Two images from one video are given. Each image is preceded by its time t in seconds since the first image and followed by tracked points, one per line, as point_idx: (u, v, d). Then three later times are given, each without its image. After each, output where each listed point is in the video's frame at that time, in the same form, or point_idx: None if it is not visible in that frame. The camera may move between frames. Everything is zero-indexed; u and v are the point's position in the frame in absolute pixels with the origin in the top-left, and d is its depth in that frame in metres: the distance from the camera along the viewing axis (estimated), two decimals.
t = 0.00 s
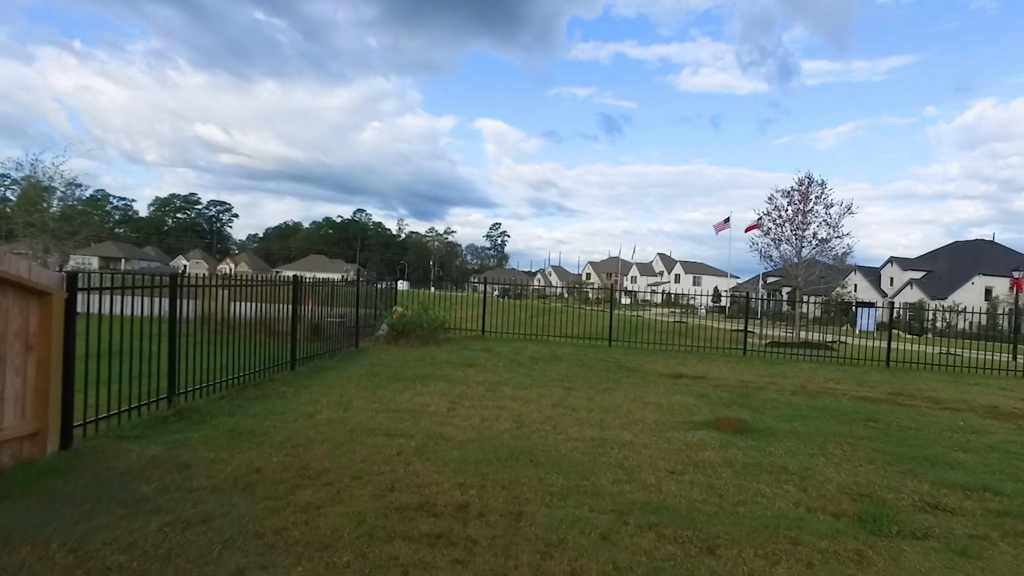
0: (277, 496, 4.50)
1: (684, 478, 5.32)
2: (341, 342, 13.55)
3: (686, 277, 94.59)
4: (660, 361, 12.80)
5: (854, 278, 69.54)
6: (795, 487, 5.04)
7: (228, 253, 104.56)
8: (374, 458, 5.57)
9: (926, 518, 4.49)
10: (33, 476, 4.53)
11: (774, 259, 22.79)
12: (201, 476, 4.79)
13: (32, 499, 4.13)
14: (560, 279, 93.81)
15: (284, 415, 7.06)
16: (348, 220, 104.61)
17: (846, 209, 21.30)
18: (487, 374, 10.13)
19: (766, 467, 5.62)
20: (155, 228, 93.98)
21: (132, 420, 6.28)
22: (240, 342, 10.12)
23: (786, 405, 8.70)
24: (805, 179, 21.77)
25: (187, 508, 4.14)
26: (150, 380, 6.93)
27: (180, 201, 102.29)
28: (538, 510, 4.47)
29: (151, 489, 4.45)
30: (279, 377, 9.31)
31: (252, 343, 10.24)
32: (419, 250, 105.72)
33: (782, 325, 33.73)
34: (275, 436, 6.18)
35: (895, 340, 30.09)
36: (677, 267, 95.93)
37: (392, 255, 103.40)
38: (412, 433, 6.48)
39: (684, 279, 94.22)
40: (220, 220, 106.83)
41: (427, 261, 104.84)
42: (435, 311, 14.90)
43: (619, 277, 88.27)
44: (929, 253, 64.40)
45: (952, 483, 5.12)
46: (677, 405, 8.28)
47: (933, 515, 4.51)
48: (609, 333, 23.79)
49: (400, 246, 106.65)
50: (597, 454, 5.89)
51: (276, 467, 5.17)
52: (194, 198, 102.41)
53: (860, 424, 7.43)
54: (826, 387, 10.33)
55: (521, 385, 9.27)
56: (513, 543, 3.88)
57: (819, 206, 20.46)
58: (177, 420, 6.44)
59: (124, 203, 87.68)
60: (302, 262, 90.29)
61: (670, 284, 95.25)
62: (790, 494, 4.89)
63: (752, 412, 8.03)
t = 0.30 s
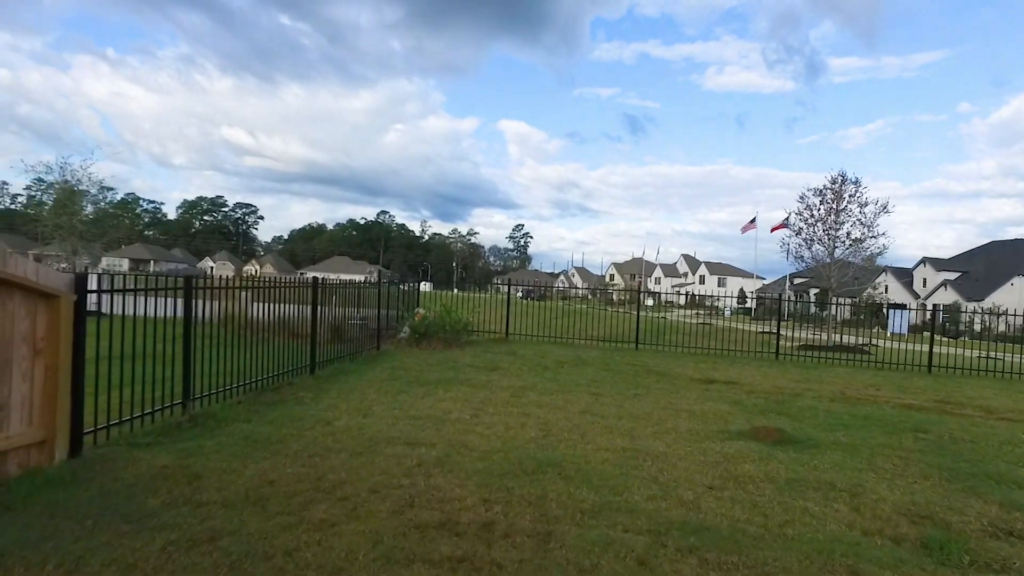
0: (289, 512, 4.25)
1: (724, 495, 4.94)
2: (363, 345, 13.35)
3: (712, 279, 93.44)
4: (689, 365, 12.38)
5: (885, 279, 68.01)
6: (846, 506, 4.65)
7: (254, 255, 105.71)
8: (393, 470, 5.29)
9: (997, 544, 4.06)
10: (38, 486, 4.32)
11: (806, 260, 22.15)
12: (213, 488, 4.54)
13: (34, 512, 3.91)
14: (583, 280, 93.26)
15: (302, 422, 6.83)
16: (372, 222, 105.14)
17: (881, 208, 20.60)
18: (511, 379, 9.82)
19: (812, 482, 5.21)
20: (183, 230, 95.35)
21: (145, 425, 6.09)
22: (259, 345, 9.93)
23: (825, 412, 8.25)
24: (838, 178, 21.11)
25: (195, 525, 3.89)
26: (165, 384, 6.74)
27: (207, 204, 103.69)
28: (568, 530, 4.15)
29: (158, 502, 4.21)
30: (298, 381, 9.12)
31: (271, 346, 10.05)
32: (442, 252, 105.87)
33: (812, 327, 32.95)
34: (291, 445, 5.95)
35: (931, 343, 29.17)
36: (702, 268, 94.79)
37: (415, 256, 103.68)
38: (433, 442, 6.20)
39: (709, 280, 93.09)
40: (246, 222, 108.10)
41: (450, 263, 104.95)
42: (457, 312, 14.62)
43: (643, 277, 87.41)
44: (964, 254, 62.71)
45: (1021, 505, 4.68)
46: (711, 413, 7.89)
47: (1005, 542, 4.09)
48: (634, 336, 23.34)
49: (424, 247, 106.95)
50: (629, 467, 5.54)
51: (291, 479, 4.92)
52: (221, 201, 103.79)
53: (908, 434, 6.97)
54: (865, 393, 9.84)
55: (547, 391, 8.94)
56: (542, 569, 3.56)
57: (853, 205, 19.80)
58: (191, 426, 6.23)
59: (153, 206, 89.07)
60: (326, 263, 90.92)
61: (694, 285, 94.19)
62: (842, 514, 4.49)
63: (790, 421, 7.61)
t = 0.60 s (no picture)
0: (283, 532, 3.91)
1: (755, 513, 4.55)
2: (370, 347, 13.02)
3: (725, 280, 92.75)
4: (707, 369, 11.96)
5: (902, 280, 67.10)
6: (891, 527, 4.24)
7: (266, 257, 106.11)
8: (398, 484, 4.95)
9: None
10: (13, 501, 3.99)
11: (825, 260, 21.64)
12: (203, 505, 4.22)
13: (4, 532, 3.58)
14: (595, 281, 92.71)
15: (303, 431, 6.51)
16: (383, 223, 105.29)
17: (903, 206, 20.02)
18: (523, 383, 9.48)
19: (851, 499, 4.80)
20: (196, 231, 96.53)
21: (137, 434, 5.78)
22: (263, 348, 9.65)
23: (855, 419, 7.80)
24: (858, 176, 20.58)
25: (178, 548, 3.55)
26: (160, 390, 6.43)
27: (220, 206, 104.30)
28: (587, 554, 3.78)
29: (143, 520, 3.87)
30: (303, 386, 8.81)
31: (275, 349, 9.77)
32: (453, 253, 105.73)
33: (829, 329, 32.36)
34: (291, 455, 5.63)
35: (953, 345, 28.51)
36: (715, 270, 94.13)
37: (427, 258, 103.59)
38: (441, 452, 5.85)
39: (722, 281, 92.43)
40: (259, 224, 108.62)
41: (461, 265, 104.85)
42: (468, 314, 14.27)
43: (656, 278, 86.74)
44: (983, 254, 61.73)
45: None
46: (735, 421, 7.47)
47: None
48: (647, 338, 22.93)
49: (435, 249, 107.01)
50: (651, 481, 5.16)
51: (288, 494, 4.58)
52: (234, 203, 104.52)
53: (948, 444, 6.52)
54: (895, 399, 9.37)
55: (561, 396, 8.57)
56: None
57: (874, 204, 19.26)
58: (187, 435, 5.92)
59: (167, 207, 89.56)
60: (338, 265, 90.98)
61: (707, 287, 93.51)
62: (888, 537, 4.09)
63: (819, 429, 7.20)
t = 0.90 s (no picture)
0: (260, 556, 3.58)
1: (772, 531, 4.22)
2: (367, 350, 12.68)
3: (727, 281, 92.45)
4: (713, 372, 11.64)
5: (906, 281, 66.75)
6: (922, 549, 3.91)
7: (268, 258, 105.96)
8: (389, 499, 4.62)
9: None
10: None
11: (832, 261, 21.29)
12: (175, 524, 3.89)
13: None
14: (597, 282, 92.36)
15: (292, 440, 6.18)
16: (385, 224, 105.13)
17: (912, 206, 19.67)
18: (523, 388, 9.15)
19: (877, 515, 4.46)
20: (197, 232, 96.43)
21: (113, 444, 5.46)
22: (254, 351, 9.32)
23: (871, 426, 7.45)
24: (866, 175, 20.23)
25: None
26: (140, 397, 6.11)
27: (222, 207, 104.20)
28: None
29: (107, 543, 3.55)
30: (295, 391, 8.49)
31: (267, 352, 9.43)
32: (455, 254, 105.52)
33: (834, 331, 32.03)
34: (276, 466, 5.31)
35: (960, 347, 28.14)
36: (717, 271, 93.84)
37: (428, 259, 103.33)
38: (436, 463, 5.52)
39: (724, 282, 92.12)
40: (261, 225, 108.51)
41: (463, 266, 104.62)
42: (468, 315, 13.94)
43: (658, 279, 86.40)
44: (987, 255, 61.38)
45: None
46: (746, 428, 7.13)
47: None
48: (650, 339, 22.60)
49: (437, 250, 106.83)
50: (659, 496, 4.83)
51: (269, 512, 4.25)
52: (236, 204, 104.49)
53: (972, 454, 6.17)
54: (910, 404, 9.02)
55: (563, 402, 8.25)
56: None
57: (882, 203, 18.91)
58: (167, 445, 5.60)
59: (169, 209, 89.52)
60: (339, 266, 90.72)
61: (710, 288, 93.20)
62: (919, 561, 3.75)
63: (834, 437, 6.86)
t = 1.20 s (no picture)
0: None
1: (790, 556, 3.84)
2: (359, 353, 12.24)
3: (728, 283, 92.12)
4: (717, 376, 11.26)
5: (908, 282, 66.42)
6: None
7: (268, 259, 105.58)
8: (370, 519, 4.25)
9: None
10: None
11: (836, 262, 20.90)
12: (131, 551, 3.51)
13: None
14: (598, 284, 91.95)
15: (272, 451, 5.79)
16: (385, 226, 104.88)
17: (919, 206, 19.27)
18: (521, 394, 8.76)
19: (904, 537, 4.08)
20: (197, 234, 96.15)
21: (77, 457, 5.05)
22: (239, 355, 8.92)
23: (886, 434, 7.07)
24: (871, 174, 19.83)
25: None
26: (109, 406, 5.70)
27: (222, 209, 103.92)
28: None
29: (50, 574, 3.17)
30: (281, 397, 8.09)
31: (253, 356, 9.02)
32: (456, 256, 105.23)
33: (837, 332, 31.66)
34: (252, 481, 4.93)
35: (965, 349, 27.75)
36: (718, 272, 93.52)
37: (429, 261, 102.95)
38: (424, 477, 5.14)
39: (726, 283, 91.80)
40: (261, 227, 108.20)
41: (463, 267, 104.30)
42: (464, 318, 13.55)
43: (659, 282, 85.98)
44: (990, 257, 61.04)
45: None
46: (754, 437, 6.74)
47: None
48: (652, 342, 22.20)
49: (437, 251, 106.59)
50: (665, 514, 4.46)
51: (238, 535, 3.88)
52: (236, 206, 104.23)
53: (998, 466, 5.78)
54: (924, 410, 8.62)
55: (561, 409, 7.86)
56: None
57: (888, 203, 18.52)
58: (136, 458, 5.20)
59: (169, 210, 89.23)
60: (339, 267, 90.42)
61: (711, 289, 92.86)
62: None
63: (849, 447, 6.47)
